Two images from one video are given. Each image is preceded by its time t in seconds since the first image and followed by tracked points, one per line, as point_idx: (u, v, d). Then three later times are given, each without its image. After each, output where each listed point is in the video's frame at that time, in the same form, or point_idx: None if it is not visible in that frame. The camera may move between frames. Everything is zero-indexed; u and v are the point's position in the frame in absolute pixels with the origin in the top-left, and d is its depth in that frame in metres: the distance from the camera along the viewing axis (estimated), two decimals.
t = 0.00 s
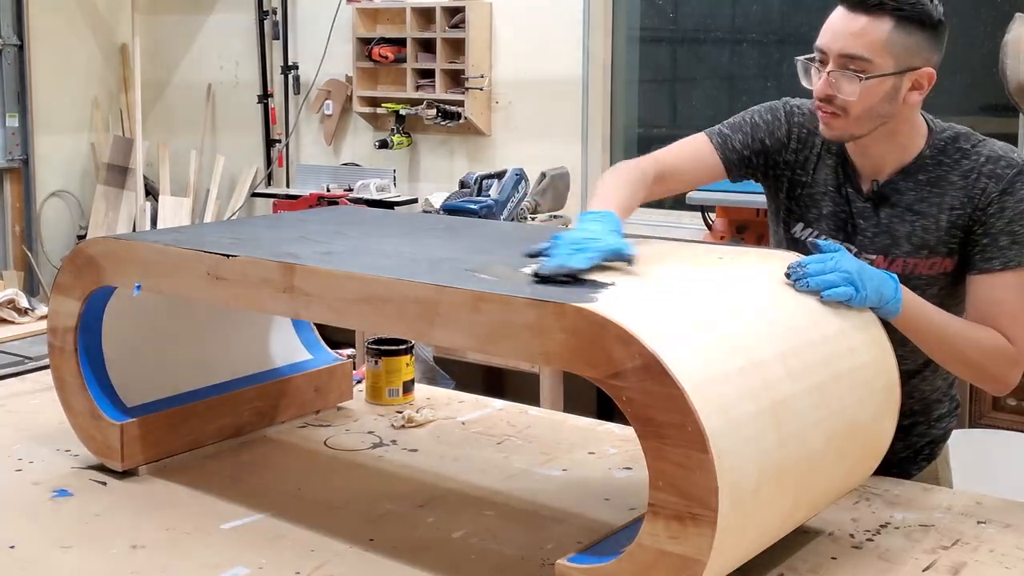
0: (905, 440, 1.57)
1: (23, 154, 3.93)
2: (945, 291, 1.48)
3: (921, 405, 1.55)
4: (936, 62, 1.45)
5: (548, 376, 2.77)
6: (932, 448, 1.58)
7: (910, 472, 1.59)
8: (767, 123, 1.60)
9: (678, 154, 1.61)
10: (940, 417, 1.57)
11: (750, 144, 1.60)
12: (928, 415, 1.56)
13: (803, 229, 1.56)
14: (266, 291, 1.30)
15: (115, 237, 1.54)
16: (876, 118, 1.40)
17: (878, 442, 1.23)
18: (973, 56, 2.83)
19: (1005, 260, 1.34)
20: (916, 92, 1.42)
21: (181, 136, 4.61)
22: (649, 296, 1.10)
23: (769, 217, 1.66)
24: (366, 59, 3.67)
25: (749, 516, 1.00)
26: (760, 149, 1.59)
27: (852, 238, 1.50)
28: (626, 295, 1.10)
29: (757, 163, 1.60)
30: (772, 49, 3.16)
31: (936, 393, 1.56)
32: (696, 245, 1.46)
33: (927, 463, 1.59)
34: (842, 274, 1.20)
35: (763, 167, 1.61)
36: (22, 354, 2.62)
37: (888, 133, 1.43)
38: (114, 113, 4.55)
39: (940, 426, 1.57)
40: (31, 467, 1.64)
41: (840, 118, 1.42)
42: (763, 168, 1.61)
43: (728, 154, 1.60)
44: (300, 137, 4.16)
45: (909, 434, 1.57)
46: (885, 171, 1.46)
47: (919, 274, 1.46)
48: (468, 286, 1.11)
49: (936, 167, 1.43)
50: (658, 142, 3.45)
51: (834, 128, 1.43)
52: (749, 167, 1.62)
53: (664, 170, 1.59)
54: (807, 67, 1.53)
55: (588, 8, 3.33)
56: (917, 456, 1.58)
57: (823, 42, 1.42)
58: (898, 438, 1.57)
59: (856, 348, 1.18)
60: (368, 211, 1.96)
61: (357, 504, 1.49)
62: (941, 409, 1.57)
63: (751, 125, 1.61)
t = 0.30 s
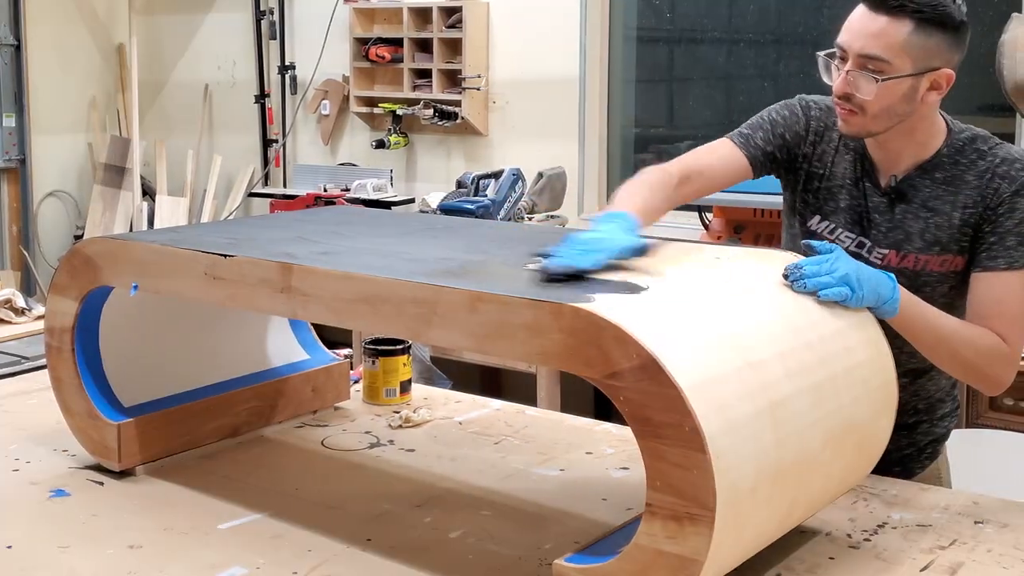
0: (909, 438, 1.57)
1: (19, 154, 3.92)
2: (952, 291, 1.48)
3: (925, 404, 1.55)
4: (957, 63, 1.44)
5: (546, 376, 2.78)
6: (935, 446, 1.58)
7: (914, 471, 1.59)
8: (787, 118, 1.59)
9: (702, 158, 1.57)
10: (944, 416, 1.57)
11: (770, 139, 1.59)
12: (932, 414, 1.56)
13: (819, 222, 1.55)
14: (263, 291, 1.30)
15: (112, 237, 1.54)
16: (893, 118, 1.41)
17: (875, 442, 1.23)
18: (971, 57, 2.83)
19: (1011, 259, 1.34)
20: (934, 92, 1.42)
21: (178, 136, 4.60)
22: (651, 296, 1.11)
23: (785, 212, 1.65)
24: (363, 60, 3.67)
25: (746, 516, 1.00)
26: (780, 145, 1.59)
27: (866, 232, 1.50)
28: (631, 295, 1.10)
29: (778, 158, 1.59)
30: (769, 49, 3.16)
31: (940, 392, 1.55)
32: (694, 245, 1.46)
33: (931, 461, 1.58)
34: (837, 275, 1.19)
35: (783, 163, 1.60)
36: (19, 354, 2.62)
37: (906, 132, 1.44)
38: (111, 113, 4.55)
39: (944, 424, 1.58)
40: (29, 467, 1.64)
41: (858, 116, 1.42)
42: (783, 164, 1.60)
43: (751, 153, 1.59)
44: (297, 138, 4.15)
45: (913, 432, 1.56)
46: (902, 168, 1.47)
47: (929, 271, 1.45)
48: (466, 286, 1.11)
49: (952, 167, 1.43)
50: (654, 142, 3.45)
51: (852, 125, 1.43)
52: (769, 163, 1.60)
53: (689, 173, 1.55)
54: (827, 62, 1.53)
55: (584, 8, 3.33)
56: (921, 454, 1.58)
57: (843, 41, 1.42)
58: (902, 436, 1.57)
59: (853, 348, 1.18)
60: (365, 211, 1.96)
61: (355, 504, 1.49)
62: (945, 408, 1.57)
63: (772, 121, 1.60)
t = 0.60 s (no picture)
0: (922, 435, 1.56)
1: (16, 154, 3.91)
2: (960, 285, 1.48)
3: (938, 400, 1.55)
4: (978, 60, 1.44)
5: (542, 376, 2.78)
6: (945, 444, 1.58)
7: (924, 468, 1.58)
8: (804, 110, 1.60)
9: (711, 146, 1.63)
10: (953, 414, 1.57)
11: (788, 130, 1.60)
12: (943, 411, 1.56)
13: (834, 213, 1.55)
14: (260, 291, 1.30)
15: (109, 236, 1.53)
16: (917, 115, 1.41)
17: (873, 441, 1.23)
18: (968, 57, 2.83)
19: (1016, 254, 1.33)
20: (957, 89, 1.42)
21: (175, 136, 4.60)
22: (653, 296, 1.11)
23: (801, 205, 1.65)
24: (360, 60, 3.67)
25: (743, 516, 1.00)
26: (797, 136, 1.59)
27: (880, 223, 1.50)
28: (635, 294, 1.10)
29: (795, 150, 1.60)
30: (766, 49, 3.16)
31: (951, 389, 1.55)
32: (690, 245, 1.45)
33: (941, 459, 1.58)
34: (834, 277, 1.19)
35: (800, 154, 1.60)
36: (16, 354, 2.62)
37: (927, 129, 1.43)
38: (108, 113, 4.54)
39: (953, 422, 1.58)
40: (25, 467, 1.63)
41: (881, 112, 1.42)
42: (800, 154, 1.61)
43: (765, 145, 1.61)
44: (294, 138, 4.15)
45: (925, 428, 1.56)
46: (920, 162, 1.46)
47: (941, 264, 1.45)
48: (463, 285, 1.11)
49: (968, 163, 1.43)
50: (651, 142, 3.45)
51: (874, 120, 1.44)
52: (787, 155, 1.61)
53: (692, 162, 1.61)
54: (849, 58, 1.53)
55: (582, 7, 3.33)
56: (932, 452, 1.57)
57: (867, 37, 1.42)
58: (914, 432, 1.56)
59: (850, 347, 1.18)
60: (362, 211, 1.96)
61: (353, 504, 1.49)
62: (954, 406, 1.57)
63: (788, 113, 1.61)
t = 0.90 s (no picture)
0: (921, 435, 1.56)
1: (13, 154, 3.90)
2: (958, 284, 1.47)
3: (936, 400, 1.55)
4: (972, 62, 1.44)
5: (539, 376, 2.78)
6: (945, 447, 1.57)
7: (923, 470, 1.58)
8: (814, 107, 1.63)
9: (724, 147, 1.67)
10: (954, 416, 1.57)
11: (796, 124, 1.63)
12: (943, 412, 1.56)
13: (832, 203, 1.57)
14: (257, 291, 1.30)
15: (106, 236, 1.53)
16: (912, 118, 1.41)
17: (870, 441, 1.23)
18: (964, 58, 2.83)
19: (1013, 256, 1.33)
20: (952, 91, 1.42)
21: (172, 136, 4.60)
22: (651, 294, 1.11)
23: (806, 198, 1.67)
24: (356, 59, 3.67)
25: (740, 516, 1.00)
26: (805, 130, 1.62)
27: (876, 215, 1.51)
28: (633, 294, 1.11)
29: (801, 145, 1.63)
30: (763, 49, 3.17)
31: (952, 391, 1.55)
32: (687, 245, 1.46)
33: (940, 461, 1.58)
34: (832, 279, 1.19)
35: (806, 149, 1.63)
36: (13, 354, 2.62)
37: (924, 129, 1.44)
38: (104, 113, 4.53)
39: (954, 425, 1.57)
40: (22, 467, 1.63)
41: (877, 116, 1.43)
42: (807, 150, 1.64)
43: (774, 143, 1.64)
44: (291, 138, 4.16)
45: (923, 428, 1.56)
46: (919, 158, 1.47)
47: (934, 259, 1.45)
48: (460, 286, 1.11)
49: (968, 161, 1.43)
50: (648, 142, 3.46)
51: (871, 124, 1.44)
52: (793, 149, 1.64)
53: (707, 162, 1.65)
54: (848, 60, 1.54)
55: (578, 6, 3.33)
56: (931, 453, 1.57)
57: (862, 43, 1.42)
58: (912, 432, 1.56)
59: (847, 347, 1.19)
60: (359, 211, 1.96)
61: (349, 504, 1.49)
62: (956, 408, 1.57)
63: (798, 110, 1.64)
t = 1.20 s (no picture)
0: (903, 437, 1.55)
1: (10, 154, 3.90)
2: (947, 283, 1.46)
3: (921, 402, 1.54)
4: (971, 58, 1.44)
5: (536, 376, 2.78)
6: (930, 454, 1.55)
7: (904, 474, 1.56)
8: (807, 111, 1.65)
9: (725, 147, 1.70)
10: (943, 423, 1.55)
11: (789, 128, 1.66)
12: (930, 417, 1.54)
13: (822, 204, 1.59)
14: (254, 291, 1.30)
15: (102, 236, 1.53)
16: (911, 112, 1.42)
17: (865, 442, 1.23)
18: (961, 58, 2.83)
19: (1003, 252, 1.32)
20: (950, 87, 1.42)
21: (169, 136, 4.60)
22: (646, 293, 1.11)
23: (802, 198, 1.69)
24: (354, 59, 3.66)
25: (737, 515, 1.00)
26: (796, 133, 1.65)
27: (863, 212, 1.52)
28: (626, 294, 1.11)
29: (793, 147, 1.65)
30: (760, 49, 3.16)
31: (940, 396, 1.54)
32: (683, 245, 1.45)
33: (923, 468, 1.56)
34: (830, 279, 1.19)
35: (799, 151, 1.66)
36: (10, 354, 2.61)
37: (920, 123, 1.45)
38: (101, 113, 4.53)
39: (944, 431, 1.55)
40: (19, 467, 1.63)
41: (876, 107, 1.43)
42: (798, 151, 1.66)
43: (767, 145, 1.67)
44: (287, 138, 4.15)
45: (906, 429, 1.55)
46: (911, 151, 1.47)
47: (920, 254, 1.45)
48: (457, 286, 1.11)
49: (957, 157, 1.43)
50: (645, 141, 3.48)
51: (870, 115, 1.44)
52: (786, 152, 1.67)
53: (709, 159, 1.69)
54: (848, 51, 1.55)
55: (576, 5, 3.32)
56: (914, 459, 1.55)
57: (866, 34, 1.42)
58: (893, 434, 1.56)
59: (843, 347, 1.19)
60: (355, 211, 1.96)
61: (347, 504, 1.49)
62: (944, 414, 1.55)
63: (791, 114, 1.66)
